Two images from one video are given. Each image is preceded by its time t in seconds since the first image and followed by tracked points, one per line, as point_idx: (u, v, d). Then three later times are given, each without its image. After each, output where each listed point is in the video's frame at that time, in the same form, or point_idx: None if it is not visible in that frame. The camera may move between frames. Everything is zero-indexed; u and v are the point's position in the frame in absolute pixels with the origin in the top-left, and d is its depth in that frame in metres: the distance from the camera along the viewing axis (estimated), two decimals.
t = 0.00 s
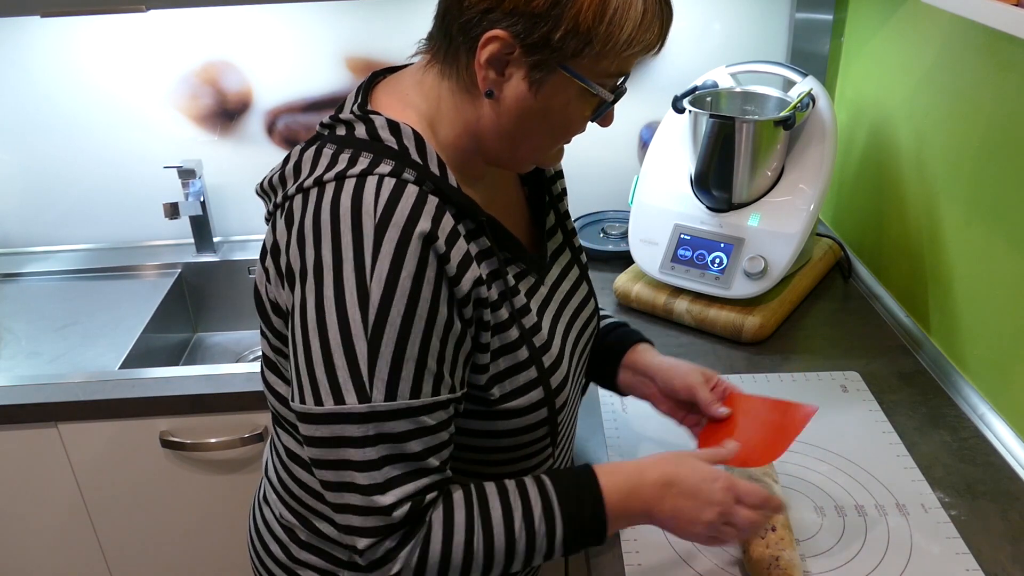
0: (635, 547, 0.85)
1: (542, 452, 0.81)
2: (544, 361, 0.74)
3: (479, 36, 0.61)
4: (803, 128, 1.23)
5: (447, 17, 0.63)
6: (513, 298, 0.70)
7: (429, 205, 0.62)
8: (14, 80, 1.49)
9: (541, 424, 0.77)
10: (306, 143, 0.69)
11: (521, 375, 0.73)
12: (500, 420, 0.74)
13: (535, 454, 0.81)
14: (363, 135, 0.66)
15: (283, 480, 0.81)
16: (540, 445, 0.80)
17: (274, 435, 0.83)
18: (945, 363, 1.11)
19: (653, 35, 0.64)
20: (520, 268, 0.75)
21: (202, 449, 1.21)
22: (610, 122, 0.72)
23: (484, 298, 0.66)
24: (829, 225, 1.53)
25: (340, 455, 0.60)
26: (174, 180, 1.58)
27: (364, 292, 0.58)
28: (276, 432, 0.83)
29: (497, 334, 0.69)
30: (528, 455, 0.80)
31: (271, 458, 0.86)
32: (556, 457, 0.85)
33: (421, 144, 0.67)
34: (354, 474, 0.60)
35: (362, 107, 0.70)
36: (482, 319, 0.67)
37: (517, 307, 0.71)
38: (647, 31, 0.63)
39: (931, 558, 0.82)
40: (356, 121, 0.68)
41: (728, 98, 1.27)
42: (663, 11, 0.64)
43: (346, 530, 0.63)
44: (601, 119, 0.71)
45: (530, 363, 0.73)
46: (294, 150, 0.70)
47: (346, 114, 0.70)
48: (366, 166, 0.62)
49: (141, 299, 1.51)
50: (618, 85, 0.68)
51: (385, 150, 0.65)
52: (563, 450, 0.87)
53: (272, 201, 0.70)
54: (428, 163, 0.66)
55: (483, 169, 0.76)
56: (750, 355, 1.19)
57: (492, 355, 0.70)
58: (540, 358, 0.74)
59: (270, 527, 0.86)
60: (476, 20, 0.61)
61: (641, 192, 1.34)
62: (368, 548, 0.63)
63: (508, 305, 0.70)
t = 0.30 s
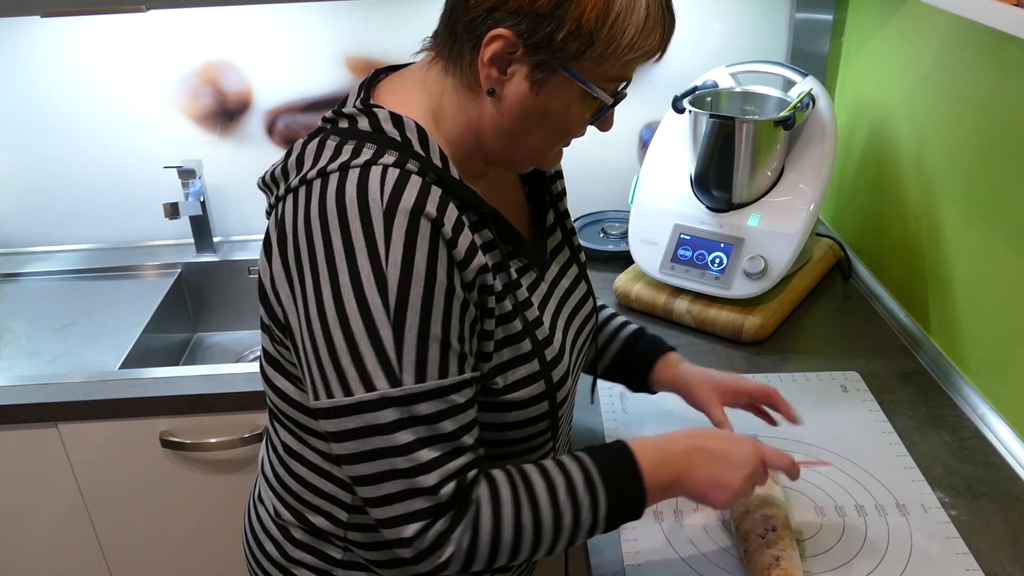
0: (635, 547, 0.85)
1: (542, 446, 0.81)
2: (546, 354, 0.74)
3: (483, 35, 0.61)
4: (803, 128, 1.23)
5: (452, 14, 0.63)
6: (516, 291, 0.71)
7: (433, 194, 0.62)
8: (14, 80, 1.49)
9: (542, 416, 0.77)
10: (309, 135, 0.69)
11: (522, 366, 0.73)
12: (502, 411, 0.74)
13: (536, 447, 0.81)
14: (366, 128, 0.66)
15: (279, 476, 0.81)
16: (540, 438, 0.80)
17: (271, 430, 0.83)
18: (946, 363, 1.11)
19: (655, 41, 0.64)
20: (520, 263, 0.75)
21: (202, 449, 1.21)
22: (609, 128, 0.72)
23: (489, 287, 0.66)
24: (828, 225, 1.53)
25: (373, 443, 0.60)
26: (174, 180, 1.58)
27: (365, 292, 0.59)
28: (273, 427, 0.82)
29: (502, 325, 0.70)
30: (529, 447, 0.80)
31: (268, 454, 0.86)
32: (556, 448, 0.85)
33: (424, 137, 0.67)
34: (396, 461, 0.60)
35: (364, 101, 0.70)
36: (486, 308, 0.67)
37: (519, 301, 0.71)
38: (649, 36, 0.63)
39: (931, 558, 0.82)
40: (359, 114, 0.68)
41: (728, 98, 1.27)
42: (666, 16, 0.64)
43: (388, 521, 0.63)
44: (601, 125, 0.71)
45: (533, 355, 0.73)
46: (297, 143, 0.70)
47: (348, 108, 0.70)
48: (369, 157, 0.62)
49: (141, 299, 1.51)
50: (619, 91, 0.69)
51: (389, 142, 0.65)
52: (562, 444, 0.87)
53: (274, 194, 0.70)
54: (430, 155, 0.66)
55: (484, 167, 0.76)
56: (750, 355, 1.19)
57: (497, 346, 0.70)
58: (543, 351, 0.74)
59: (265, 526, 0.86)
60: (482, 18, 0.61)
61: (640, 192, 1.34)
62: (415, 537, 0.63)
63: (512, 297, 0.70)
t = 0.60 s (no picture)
0: (635, 547, 0.85)
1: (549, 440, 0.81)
2: (553, 348, 0.74)
3: (486, 32, 0.61)
4: (803, 128, 1.23)
5: (456, 11, 0.64)
6: (524, 283, 0.71)
7: (440, 185, 0.63)
8: (14, 80, 1.49)
9: (550, 410, 0.77)
10: (313, 132, 0.69)
11: (530, 359, 0.72)
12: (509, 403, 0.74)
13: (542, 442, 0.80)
14: (371, 123, 0.66)
15: (280, 473, 0.81)
16: (546, 433, 0.80)
17: (272, 427, 0.83)
18: (945, 363, 1.11)
19: (657, 41, 0.64)
20: (527, 258, 0.75)
21: (201, 449, 1.21)
22: (607, 128, 0.72)
23: (501, 275, 0.66)
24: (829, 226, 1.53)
25: (415, 429, 0.60)
26: (174, 180, 1.58)
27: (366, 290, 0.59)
28: (274, 424, 0.83)
29: (511, 314, 0.70)
30: (537, 441, 0.80)
31: (268, 451, 0.86)
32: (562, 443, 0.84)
33: (428, 132, 0.67)
34: (446, 440, 0.61)
35: (368, 97, 0.70)
36: (498, 297, 0.67)
37: (528, 293, 0.72)
38: (650, 36, 0.63)
39: (931, 558, 0.82)
40: (363, 110, 0.68)
41: (728, 99, 1.27)
42: (667, 18, 0.64)
43: (440, 506, 0.64)
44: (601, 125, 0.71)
45: (540, 348, 0.73)
46: (300, 140, 0.69)
47: (352, 104, 0.70)
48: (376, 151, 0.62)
49: (141, 299, 1.51)
50: (620, 92, 0.68)
51: (394, 137, 0.65)
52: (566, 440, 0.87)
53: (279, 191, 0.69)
54: (435, 149, 0.66)
55: (486, 165, 0.76)
56: (750, 355, 1.19)
57: (507, 334, 0.70)
58: (550, 344, 0.73)
59: (264, 525, 0.86)
60: (484, 16, 0.61)
61: (640, 192, 1.34)
62: (475, 515, 0.64)
63: (521, 290, 0.70)
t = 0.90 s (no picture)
0: (635, 547, 0.85)
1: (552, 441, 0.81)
2: (557, 349, 0.74)
3: (492, 33, 0.62)
4: (803, 128, 1.23)
5: (462, 11, 0.64)
6: (528, 285, 0.71)
7: (443, 187, 0.62)
8: (14, 80, 1.49)
9: (552, 412, 0.77)
10: (318, 132, 0.69)
11: (532, 361, 0.72)
12: (510, 403, 0.75)
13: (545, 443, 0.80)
14: (375, 123, 0.66)
15: (283, 470, 0.81)
16: (549, 434, 0.80)
17: (275, 424, 0.84)
18: (945, 362, 1.11)
19: (663, 42, 0.64)
20: (533, 258, 0.75)
21: (201, 449, 1.21)
22: (615, 128, 0.72)
23: (502, 278, 0.66)
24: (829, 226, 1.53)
25: (404, 433, 0.61)
26: (174, 180, 1.58)
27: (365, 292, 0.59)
28: (278, 420, 0.83)
29: (514, 317, 0.70)
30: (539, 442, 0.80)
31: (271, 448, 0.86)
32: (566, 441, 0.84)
33: (432, 132, 0.67)
34: (434, 444, 0.61)
35: (373, 97, 0.70)
36: (499, 299, 0.68)
37: (531, 295, 0.71)
38: (656, 36, 0.63)
39: (931, 558, 0.82)
40: (368, 110, 0.68)
41: (728, 98, 1.27)
42: (674, 17, 0.64)
43: (429, 506, 0.64)
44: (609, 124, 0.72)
45: (544, 350, 0.73)
46: (306, 140, 0.70)
47: (357, 104, 0.70)
48: (380, 151, 0.62)
49: (141, 299, 1.51)
50: (628, 92, 0.68)
51: (399, 137, 0.65)
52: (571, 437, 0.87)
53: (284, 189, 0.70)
54: (439, 150, 0.66)
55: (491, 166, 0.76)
56: (750, 355, 1.19)
57: (510, 336, 0.70)
58: (554, 346, 0.74)
59: (267, 522, 0.86)
60: (490, 17, 0.61)
61: (641, 192, 1.34)
62: (463, 515, 0.65)
63: (524, 291, 0.70)
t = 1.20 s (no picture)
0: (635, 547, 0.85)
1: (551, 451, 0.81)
2: (556, 364, 0.74)
3: (499, 43, 0.62)
4: (803, 127, 1.23)
5: (470, 21, 0.64)
6: (527, 300, 0.71)
7: (442, 206, 0.62)
8: (15, 80, 1.49)
9: (550, 427, 0.77)
10: (320, 141, 0.69)
11: (530, 378, 0.73)
12: (507, 418, 0.75)
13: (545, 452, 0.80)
14: (376, 135, 0.66)
15: (285, 473, 0.81)
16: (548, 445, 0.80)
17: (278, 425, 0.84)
18: (946, 362, 1.11)
19: (675, 54, 0.64)
20: (533, 270, 0.75)
21: (201, 449, 1.21)
22: (622, 142, 0.72)
23: (501, 297, 0.66)
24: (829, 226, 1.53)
25: (393, 452, 0.61)
26: (174, 180, 1.58)
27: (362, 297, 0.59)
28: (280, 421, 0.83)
29: (513, 334, 0.70)
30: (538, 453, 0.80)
31: (274, 447, 0.86)
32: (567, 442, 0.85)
33: (434, 145, 0.66)
34: (422, 465, 0.61)
35: (376, 105, 0.70)
36: (498, 317, 0.67)
37: (531, 309, 0.71)
38: (668, 49, 0.63)
39: (931, 558, 0.82)
40: (370, 120, 0.67)
41: (728, 99, 1.27)
42: (686, 30, 0.63)
43: (417, 523, 0.65)
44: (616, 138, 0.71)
45: (543, 365, 0.73)
46: (308, 148, 0.70)
47: (359, 112, 0.70)
48: (380, 166, 0.62)
49: (141, 299, 1.51)
50: (635, 105, 0.68)
51: (399, 151, 0.65)
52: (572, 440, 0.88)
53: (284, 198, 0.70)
54: (441, 164, 0.66)
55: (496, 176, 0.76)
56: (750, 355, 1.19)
57: (507, 353, 0.71)
58: (553, 361, 0.74)
59: (270, 521, 0.86)
60: (497, 27, 0.61)
61: (640, 192, 1.34)
62: (449, 533, 0.65)
63: (523, 307, 0.70)
